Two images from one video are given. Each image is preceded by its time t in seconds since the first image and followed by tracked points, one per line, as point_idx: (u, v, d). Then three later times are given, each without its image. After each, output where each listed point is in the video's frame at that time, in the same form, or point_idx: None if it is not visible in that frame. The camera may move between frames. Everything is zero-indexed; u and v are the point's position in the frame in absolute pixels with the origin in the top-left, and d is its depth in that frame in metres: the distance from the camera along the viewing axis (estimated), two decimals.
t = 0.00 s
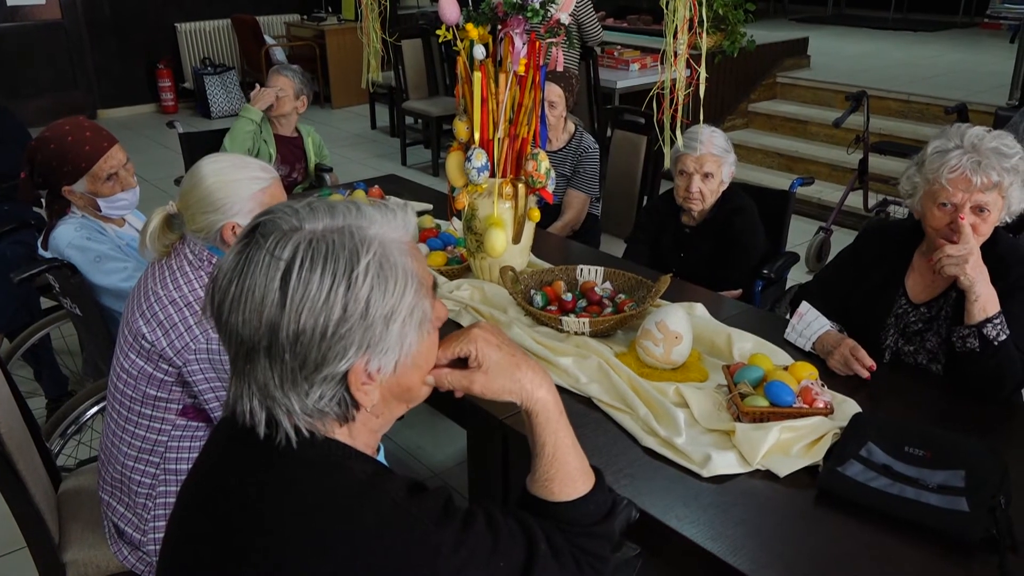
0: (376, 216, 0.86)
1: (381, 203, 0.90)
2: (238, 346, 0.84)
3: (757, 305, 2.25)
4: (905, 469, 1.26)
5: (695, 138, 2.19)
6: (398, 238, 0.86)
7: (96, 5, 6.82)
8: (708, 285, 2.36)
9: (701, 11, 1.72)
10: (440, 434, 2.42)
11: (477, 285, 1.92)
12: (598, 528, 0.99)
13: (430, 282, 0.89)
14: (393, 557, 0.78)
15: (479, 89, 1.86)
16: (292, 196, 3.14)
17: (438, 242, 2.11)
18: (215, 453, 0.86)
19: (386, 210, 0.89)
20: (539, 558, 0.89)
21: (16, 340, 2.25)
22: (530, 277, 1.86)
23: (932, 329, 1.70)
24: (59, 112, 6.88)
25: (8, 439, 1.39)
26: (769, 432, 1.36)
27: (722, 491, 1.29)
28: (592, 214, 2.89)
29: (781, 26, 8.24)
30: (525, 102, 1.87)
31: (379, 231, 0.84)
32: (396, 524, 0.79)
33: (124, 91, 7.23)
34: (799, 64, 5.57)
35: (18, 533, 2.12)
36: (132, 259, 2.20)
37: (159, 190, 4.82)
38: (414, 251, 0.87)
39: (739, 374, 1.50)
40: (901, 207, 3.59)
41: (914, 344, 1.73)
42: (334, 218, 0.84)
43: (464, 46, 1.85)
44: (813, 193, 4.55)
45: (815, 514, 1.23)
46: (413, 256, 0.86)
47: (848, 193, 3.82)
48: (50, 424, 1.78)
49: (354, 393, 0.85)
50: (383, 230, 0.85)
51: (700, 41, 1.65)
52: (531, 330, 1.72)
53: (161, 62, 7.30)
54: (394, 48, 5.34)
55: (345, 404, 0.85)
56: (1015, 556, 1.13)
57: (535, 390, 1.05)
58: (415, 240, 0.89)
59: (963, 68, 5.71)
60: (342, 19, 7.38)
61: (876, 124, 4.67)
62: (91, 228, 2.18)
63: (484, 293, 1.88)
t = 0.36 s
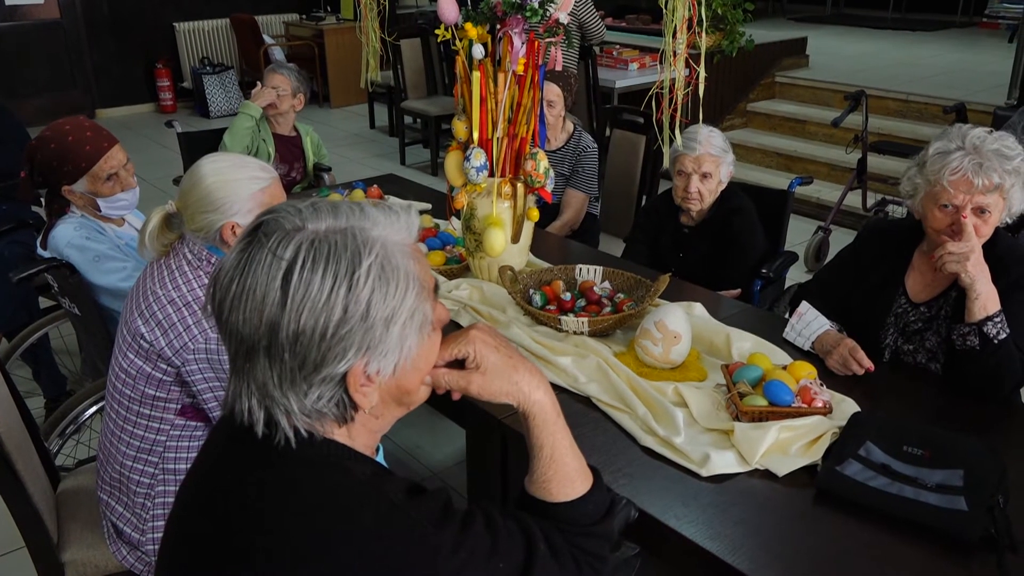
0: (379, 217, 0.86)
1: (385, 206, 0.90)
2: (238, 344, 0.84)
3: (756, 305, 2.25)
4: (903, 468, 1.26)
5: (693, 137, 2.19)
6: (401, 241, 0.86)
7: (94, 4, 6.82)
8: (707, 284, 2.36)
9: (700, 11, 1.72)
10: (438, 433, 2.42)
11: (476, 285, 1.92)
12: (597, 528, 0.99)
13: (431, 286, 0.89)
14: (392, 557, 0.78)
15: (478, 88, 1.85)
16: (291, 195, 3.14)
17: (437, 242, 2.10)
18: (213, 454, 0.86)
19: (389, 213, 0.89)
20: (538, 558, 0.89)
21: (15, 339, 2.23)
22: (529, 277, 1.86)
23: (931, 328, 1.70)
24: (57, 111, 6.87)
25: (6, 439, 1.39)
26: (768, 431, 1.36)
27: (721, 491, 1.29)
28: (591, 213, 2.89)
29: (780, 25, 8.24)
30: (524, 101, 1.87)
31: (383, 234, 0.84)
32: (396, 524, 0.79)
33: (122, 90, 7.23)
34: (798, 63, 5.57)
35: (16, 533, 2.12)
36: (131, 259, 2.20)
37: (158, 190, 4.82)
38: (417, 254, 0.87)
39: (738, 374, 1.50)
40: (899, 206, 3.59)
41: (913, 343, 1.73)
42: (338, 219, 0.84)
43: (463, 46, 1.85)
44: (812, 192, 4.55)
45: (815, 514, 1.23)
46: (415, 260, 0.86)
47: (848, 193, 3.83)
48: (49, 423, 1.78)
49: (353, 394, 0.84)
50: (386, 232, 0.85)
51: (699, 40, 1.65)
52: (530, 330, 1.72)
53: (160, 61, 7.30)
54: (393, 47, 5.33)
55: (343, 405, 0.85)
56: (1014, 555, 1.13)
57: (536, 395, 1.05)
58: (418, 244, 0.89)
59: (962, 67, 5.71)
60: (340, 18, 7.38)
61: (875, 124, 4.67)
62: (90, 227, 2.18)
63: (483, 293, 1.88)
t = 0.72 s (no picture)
0: (381, 217, 0.86)
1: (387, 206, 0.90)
2: (237, 342, 0.84)
3: (754, 304, 2.26)
4: (901, 467, 1.26)
5: (691, 137, 2.19)
6: (403, 241, 0.86)
7: (91, 4, 6.81)
8: (705, 284, 2.36)
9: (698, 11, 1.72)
10: (437, 433, 2.42)
11: (474, 284, 1.92)
12: (595, 527, 0.99)
13: (431, 286, 0.89)
14: (391, 557, 0.78)
15: (476, 88, 1.85)
16: (289, 195, 3.14)
17: (434, 241, 2.10)
18: (212, 454, 0.86)
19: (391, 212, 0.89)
20: (536, 558, 0.89)
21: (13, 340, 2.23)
22: (527, 276, 1.86)
23: (929, 327, 1.70)
24: (54, 111, 6.86)
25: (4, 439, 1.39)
26: (766, 430, 1.36)
27: (719, 490, 1.29)
28: (589, 213, 2.89)
29: (776, 24, 8.25)
30: (522, 101, 1.86)
31: (384, 233, 0.84)
32: (395, 524, 0.79)
33: (120, 90, 7.22)
34: (795, 62, 5.58)
35: (14, 533, 2.12)
36: (129, 259, 2.20)
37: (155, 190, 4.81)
38: (417, 254, 0.87)
39: (736, 373, 1.50)
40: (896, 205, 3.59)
41: (910, 342, 1.73)
42: (340, 217, 0.84)
43: (460, 45, 1.85)
44: (810, 191, 4.56)
45: (813, 513, 1.23)
46: (416, 260, 0.86)
47: (845, 192, 3.83)
48: (46, 424, 1.78)
49: (351, 394, 0.84)
50: (387, 232, 0.85)
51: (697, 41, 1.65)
52: (528, 329, 1.72)
53: (157, 61, 7.29)
54: (391, 47, 5.33)
55: (342, 404, 0.85)
56: (1012, 554, 1.14)
57: (534, 394, 1.05)
58: (419, 244, 0.89)
59: (959, 67, 5.72)
60: (338, 18, 7.37)
61: (872, 123, 4.68)
62: (88, 228, 2.18)
63: (481, 293, 1.88)
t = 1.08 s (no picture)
0: (385, 219, 0.86)
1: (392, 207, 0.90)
2: (239, 340, 0.84)
3: (754, 303, 2.26)
4: (901, 466, 1.26)
5: (690, 135, 2.18)
6: (407, 243, 0.86)
7: (90, 3, 6.80)
8: (704, 282, 2.36)
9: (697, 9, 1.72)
10: (436, 432, 2.42)
11: (474, 283, 1.92)
12: (595, 526, 0.99)
13: (434, 288, 0.89)
14: (392, 556, 0.78)
15: (475, 87, 1.85)
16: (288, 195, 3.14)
17: (434, 240, 2.10)
18: (211, 454, 0.86)
19: (396, 214, 0.89)
20: (536, 558, 0.89)
21: (12, 340, 2.23)
22: (527, 275, 1.86)
23: (929, 324, 1.70)
24: (54, 111, 6.86)
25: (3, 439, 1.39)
26: (766, 429, 1.36)
27: (719, 488, 1.29)
28: (588, 212, 2.89)
29: (776, 23, 8.25)
30: (521, 100, 1.86)
31: (389, 235, 0.84)
32: (395, 524, 0.79)
33: (120, 90, 7.22)
34: (794, 61, 5.58)
35: (14, 532, 2.12)
36: (128, 259, 2.20)
37: (154, 189, 4.82)
38: (421, 256, 0.87)
39: (736, 372, 1.50)
40: (896, 204, 3.59)
41: (910, 339, 1.74)
42: (345, 218, 0.84)
43: (460, 44, 1.86)
44: (809, 190, 4.56)
45: (813, 511, 1.24)
46: (420, 262, 0.86)
47: (845, 190, 3.83)
48: (46, 424, 1.78)
49: (352, 395, 0.84)
50: (392, 234, 0.84)
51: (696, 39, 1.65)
52: (527, 328, 1.72)
53: (156, 60, 7.29)
54: (391, 46, 5.33)
55: (342, 405, 0.85)
56: (1011, 552, 1.14)
57: (535, 393, 1.05)
58: (423, 246, 0.88)
59: (958, 66, 5.72)
60: (337, 17, 7.37)
61: (872, 121, 4.67)
62: (87, 227, 2.18)
63: (480, 292, 1.88)
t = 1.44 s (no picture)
0: (380, 217, 0.86)
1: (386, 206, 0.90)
2: (234, 338, 0.83)
3: (751, 301, 2.26)
4: (898, 463, 1.27)
5: (687, 134, 2.19)
6: (401, 241, 0.86)
7: (85, 2, 6.79)
8: (701, 280, 2.36)
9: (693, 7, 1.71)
10: (434, 431, 2.42)
11: (471, 282, 1.92)
12: (593, 523, 0.98)
13: (429, 285, 0.89)
14: (389, 553, 0.78)
15: (472, 86, 1.84)
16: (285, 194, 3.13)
17: (431, 239, 2.10)
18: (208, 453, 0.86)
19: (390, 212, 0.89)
20: (533, 556, 0.89)
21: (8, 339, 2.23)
22: (524, 273, 1.86)
23: (925, 323, 1.71)
24: (50, 110, 6.85)
25: None
26: (762, 427, 1.36)
27: (716, 486, 1.29)
28: (585, 210, 2.89)
29: (773, 21, 8.25)
30: (518, 98, 1.86)
31: (383, 233, 0.84)
32: (392, 522, 0.79)
33: (116, 89, 7.21)
34: (791, 59, 5.57)
35: (11, 533, 2.12)
36: (124, 258, 2.20)
37: (150, 188, 4.81)
38: (416, 253, 0.87)
39: (732, 369, 1.51)
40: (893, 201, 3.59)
41: (906, 338, 1.74)
42: (339, 216, 0.84)
43: (456, 43, 1.85)
44: (806, 188, 4.56)
45: (810, 509, 1.24)
46: (414, 260, 0.86)
47: (842, 188, 3.83)
48: (43, 423, 1.78)
49: (346, 393, 0.84)
50: (386, 231, 0.84)
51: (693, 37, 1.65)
52: (525, 327, 1.72)
53: (152, 59, 7.27)
54: (387, 44, 5.32)
55: (337, 403, 0.85)
56: (1008, 548, 1.14)
57: (531, 391, 1.05)
58: (418, 244, 0.88)
59: (955, 63, 5.72)
60: (334, 16, 7.36)
61: (868, 119, 4.68)
62: (82, 226, 2.17)
63: (477, 290, 1.88)
